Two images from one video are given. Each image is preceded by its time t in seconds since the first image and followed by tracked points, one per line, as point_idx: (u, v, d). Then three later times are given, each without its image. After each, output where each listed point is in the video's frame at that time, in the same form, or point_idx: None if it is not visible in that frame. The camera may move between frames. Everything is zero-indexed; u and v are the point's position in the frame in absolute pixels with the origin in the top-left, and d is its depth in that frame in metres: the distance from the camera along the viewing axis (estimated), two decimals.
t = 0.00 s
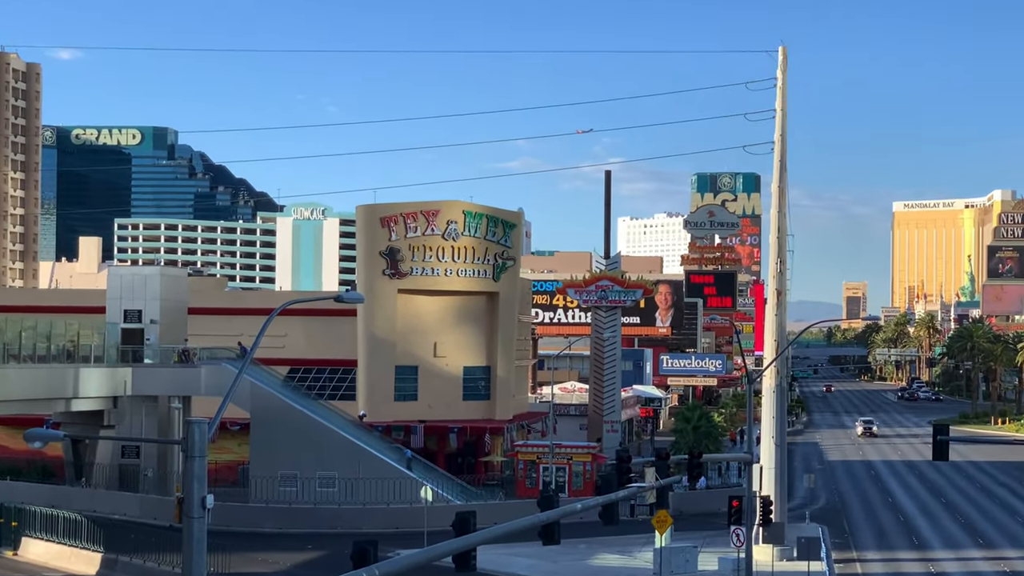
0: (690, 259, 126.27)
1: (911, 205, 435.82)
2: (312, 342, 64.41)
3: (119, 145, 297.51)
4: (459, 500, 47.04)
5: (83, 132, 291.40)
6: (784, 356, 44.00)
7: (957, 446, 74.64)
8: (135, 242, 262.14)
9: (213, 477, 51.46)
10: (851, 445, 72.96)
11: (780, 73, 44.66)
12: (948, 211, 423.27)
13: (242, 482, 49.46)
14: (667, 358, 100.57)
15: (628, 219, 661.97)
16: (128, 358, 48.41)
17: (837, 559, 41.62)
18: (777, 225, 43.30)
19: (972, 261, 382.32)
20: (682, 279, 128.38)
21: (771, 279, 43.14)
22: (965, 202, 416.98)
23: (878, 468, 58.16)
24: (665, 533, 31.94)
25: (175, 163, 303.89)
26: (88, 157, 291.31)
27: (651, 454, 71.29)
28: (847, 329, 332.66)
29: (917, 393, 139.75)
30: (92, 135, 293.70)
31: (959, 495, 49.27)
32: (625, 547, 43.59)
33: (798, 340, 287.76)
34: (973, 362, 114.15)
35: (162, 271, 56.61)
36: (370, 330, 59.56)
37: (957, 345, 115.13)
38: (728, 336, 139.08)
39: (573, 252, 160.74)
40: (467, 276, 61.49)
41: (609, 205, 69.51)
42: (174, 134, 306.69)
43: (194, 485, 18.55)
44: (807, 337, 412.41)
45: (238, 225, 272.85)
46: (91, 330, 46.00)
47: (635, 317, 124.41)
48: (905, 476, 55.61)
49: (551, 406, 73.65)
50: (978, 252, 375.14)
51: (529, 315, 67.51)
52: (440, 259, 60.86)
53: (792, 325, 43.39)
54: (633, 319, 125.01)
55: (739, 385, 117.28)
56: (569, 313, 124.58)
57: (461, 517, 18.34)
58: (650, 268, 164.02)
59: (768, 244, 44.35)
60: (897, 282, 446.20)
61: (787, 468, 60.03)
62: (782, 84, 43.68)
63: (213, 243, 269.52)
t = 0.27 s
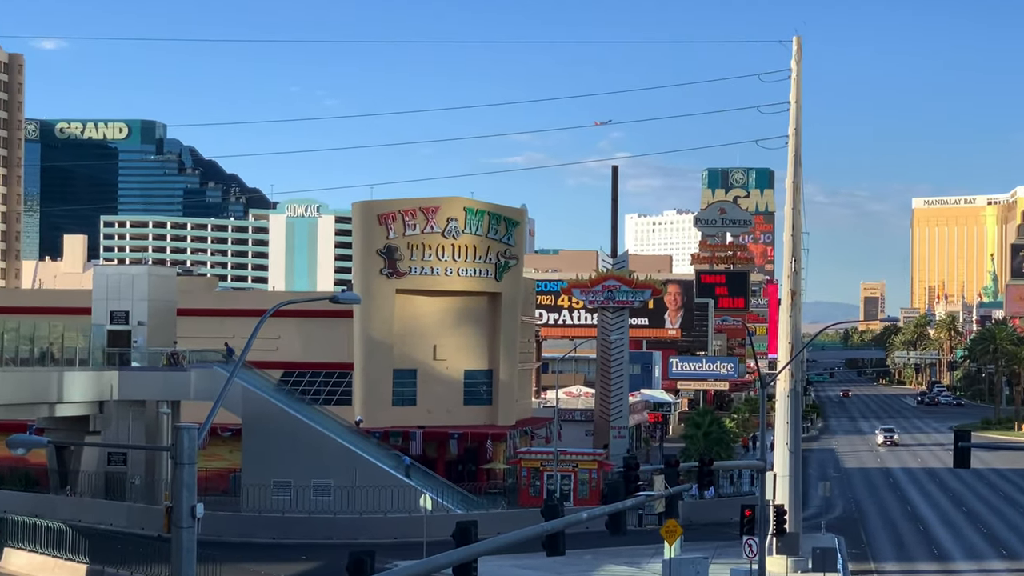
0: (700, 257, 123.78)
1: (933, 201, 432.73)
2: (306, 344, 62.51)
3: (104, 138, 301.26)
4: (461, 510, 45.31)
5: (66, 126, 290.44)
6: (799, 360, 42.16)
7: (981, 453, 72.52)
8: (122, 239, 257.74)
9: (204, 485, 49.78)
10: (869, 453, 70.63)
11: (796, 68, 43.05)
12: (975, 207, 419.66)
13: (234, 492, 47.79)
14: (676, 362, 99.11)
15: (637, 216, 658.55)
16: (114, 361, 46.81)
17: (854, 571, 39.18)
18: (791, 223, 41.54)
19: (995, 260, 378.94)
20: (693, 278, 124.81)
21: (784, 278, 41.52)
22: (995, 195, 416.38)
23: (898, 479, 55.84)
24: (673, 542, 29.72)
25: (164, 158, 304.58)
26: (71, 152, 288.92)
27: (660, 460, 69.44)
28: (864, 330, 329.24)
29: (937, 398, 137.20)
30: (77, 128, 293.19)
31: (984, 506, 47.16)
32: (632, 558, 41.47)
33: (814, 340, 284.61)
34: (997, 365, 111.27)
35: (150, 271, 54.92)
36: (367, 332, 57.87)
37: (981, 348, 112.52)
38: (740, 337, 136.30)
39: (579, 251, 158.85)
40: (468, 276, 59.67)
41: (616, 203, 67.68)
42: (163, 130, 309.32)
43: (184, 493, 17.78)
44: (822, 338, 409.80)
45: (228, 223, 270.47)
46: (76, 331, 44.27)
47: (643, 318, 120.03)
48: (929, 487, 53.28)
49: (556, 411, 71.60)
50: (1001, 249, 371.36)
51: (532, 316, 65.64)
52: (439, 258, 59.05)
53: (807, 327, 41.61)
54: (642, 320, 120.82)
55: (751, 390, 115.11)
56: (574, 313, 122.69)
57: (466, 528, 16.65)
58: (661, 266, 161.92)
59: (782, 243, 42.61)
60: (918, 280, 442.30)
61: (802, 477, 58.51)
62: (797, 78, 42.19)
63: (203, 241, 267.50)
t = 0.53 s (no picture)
0: (707, 256, 121.96)
1: (944, 200, 430.73)
2: (300, 346, 61.38)
3: (93, 134, 296.61)
4: (460, 516, 44.15)
5: (56, 122, 293.96)
6: (808, 361, 41.04)
7: (995, 459, 71.29)
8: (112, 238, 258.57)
9: (196, 491, 48.66)
10: (881, 458, 69.29)
11: (805, 61, 41.95)
12: (985, 206, 417.72)
13: (227, 498, 46.61)
14: (682, 363, 97.13)
15: (640, 214, 654.43)
16: (104, 363, 45.82)
17: None
18: (799, 220, 40.29)
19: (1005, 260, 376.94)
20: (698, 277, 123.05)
21: (793, 277, 40.22)
22: (1005, 194, 415.12)
23: (909, 485, 54.49)
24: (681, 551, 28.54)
25: (154, 154, 299.29)
26: (62, 147, 291.32)
27: (663, 465, 68.29)
28: (872, 331, 327.45)
29: (948, 400, 135.75)
30: (66, 124, 295.19)
31: (998, 513, 45.91)
32: (636, 566, 40.19)
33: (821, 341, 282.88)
34: (1011, 367, 109.76)
35: (140, 271, 53.85)
36: (364, 332, 56.74)
37: (994, 350, 111.04)
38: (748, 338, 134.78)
39: (581, 250, 157.54)
40: (467, 275, 58.52)
41: (620, 201, 66.50)
42: (154, 125, 306.32)
43: (174, 497, 16.58)
44: (829, 340, 408.25)
45: (222, 220, 268.50)
46: (65, 332, 43.21)
47: (648, 319, 118.45)
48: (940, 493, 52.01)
49: (558, 415, 70.31)
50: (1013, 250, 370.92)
51: (533, 316, 64.37)
52: (437, 257, 57.94)
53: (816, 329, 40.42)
54: (647, 322, 119.15)
55: (758, 392, 113.82)
56: (576, 314, 121.44)
57: (468, 534, 15.13)
58: (665, 265, 160.50)
59: (791, 240, 41.44)
60: (927, 280, 440.03)
61: (811, 481, 57.41)
62: (805, 70, 41.11)
63: (195, 241, 266.13)
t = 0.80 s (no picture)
0: (707, 256, 122.10)
1: (943, 199, 430.46)
2: (300, 346, 61.38)
3: (93, 134, 297.15)
4: (460, 516, 44.14)
5: (56, 123, 293.29)
6: (808, 361, 41.06)
7: (995, 459, 71.34)
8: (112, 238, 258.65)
9: (196, 491, 48.69)
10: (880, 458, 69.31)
11: (804, 61, 41.95)
12: (985, 206, 417.82)
13: (227, 498, 46.60)
14: (682, 363, 97.10)
15: (640, 215, 654.42)
16: (104, 363, 45.80)
17: None
18: (799, 220, 40.25)
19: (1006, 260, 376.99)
20: (698, 278, 123.15)
21: (793, 278, 40.19)
22: (1005, 194, 415.22)
23: (909, 485, 54.45)
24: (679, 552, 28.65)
25: (154, 154, 300.01)
26: (62, 147, 290.66)
27: (663, 465, 68.30)
28: (872, 331, 327.61)
29: (948, 401, 135.78)
30: (66, 124, 294.97)
31: (998, 514, 45.94)
32: (636, 566, 40.16)
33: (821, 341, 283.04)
34: (1011, 367, 109.85)
35: (140, 271, 53.80)
36: (364, 332, 56.74)
37: (993, 350, 111.10)
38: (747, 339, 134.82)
39: (580, 250, 157.64)
40: (467, 275, 58.51)
41: (620, 201, 66.46)
42: (154, 126, 306.97)
43: (175, 500, 16.64)
44: (829, 340, 408.11)
45: (221, 221, 268.21)
46: (65, 332, 43.16)
47: (648, 319, 118.38)
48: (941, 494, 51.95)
49: (558, 415, 70.29)
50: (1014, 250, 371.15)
51: (533, 316, 64.38)
52: (437, 257, 57.94)
53: (815, 329, 40.45)
54: (646, 322, 118.92)
55: (758, 392, 113.94)
56: (576, 315, 121.47)
57: (468, 532, 15.06)
58: (664, 265, 160.54)
59: (791, 240, 41.43)
60: (927, 280, 440.04)
61: (811, 482, 57.48)
62: (804, 70, 41.08)
63: (195, 241, 266.25)
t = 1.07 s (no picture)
0: (706, 255, 122.28)
1: (940, 199, 430.02)
2: (298, 345, 61.38)
3: (92, 134, 298.00)
4: (459, 516, 44.12)
5: (55, 122, 293.51)
6: (806, 362, 40.98)
7: (994, 459, 71.41)
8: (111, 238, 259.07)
9: (195, 491, 48.69)
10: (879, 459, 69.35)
11: (803, 60, 42.01)
12: (983, 206, 417.98)
13: (225, 498, 46.61)
14: (681, 363, 97.08)
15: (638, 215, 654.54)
16: (102, 363, 45.76)
17: None
18: (798, 220, 40.29)
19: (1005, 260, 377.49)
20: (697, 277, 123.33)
21: (792, 278, 40.27)
22: (1003, 194, 415.51)
23: (908, 485, 54.44)
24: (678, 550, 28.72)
25: (154, 154, 302.85)
26: (60, 147, 289.47)
27: (661, 465, 68.32)
28: (871, 331, 327.73)
29: (947, 400, 135.86)
30: (64, 124, 295.17)
31: (997, 514, 45.94)
32: (634, 566, 40.18)
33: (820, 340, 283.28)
34: (1010, 367, 110.00)
35: (139, 271, 53.85)
36: (363, 332, 56.77)
37: (992, 350, 111.15)
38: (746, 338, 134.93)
39: (579, 250, 157.76)
40: (466, 275, 58.51)
41: (618, 201, 66.47)
42: (153, 125, 307.83)
43: (173, 499, 16.69)
44: (828, 340, 408.16)
45: (220, 220, 268.17)
46: (63, 332, 43.15)
47: (647, 319, 118.40)
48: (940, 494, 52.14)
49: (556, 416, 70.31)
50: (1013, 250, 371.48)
51: (532, 316, 64.37)
52: (436, 257, 57.93)
53: (814, 329, 40.48)
54: (645, 322, 119.06)
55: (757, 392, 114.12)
56: (575, 315, 121.54)
57: (468, 531, 15.09)
58: (663, 265, 160.62)
59: (789, 240, 41.44)
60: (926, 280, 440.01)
61: (810, 482, 57.52)
62: (803, 71, 40.99)
63: (194, 241, 266.30)
